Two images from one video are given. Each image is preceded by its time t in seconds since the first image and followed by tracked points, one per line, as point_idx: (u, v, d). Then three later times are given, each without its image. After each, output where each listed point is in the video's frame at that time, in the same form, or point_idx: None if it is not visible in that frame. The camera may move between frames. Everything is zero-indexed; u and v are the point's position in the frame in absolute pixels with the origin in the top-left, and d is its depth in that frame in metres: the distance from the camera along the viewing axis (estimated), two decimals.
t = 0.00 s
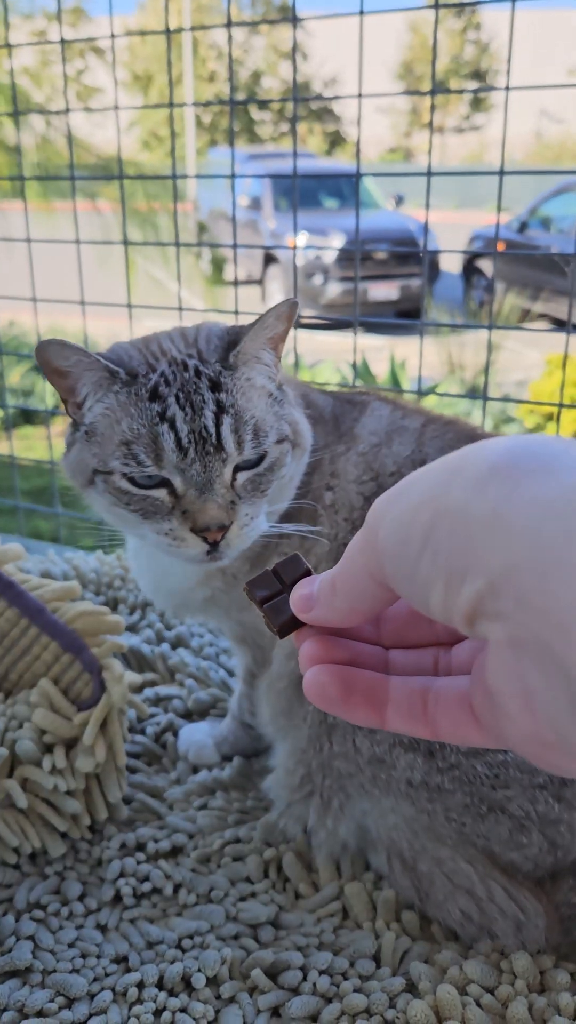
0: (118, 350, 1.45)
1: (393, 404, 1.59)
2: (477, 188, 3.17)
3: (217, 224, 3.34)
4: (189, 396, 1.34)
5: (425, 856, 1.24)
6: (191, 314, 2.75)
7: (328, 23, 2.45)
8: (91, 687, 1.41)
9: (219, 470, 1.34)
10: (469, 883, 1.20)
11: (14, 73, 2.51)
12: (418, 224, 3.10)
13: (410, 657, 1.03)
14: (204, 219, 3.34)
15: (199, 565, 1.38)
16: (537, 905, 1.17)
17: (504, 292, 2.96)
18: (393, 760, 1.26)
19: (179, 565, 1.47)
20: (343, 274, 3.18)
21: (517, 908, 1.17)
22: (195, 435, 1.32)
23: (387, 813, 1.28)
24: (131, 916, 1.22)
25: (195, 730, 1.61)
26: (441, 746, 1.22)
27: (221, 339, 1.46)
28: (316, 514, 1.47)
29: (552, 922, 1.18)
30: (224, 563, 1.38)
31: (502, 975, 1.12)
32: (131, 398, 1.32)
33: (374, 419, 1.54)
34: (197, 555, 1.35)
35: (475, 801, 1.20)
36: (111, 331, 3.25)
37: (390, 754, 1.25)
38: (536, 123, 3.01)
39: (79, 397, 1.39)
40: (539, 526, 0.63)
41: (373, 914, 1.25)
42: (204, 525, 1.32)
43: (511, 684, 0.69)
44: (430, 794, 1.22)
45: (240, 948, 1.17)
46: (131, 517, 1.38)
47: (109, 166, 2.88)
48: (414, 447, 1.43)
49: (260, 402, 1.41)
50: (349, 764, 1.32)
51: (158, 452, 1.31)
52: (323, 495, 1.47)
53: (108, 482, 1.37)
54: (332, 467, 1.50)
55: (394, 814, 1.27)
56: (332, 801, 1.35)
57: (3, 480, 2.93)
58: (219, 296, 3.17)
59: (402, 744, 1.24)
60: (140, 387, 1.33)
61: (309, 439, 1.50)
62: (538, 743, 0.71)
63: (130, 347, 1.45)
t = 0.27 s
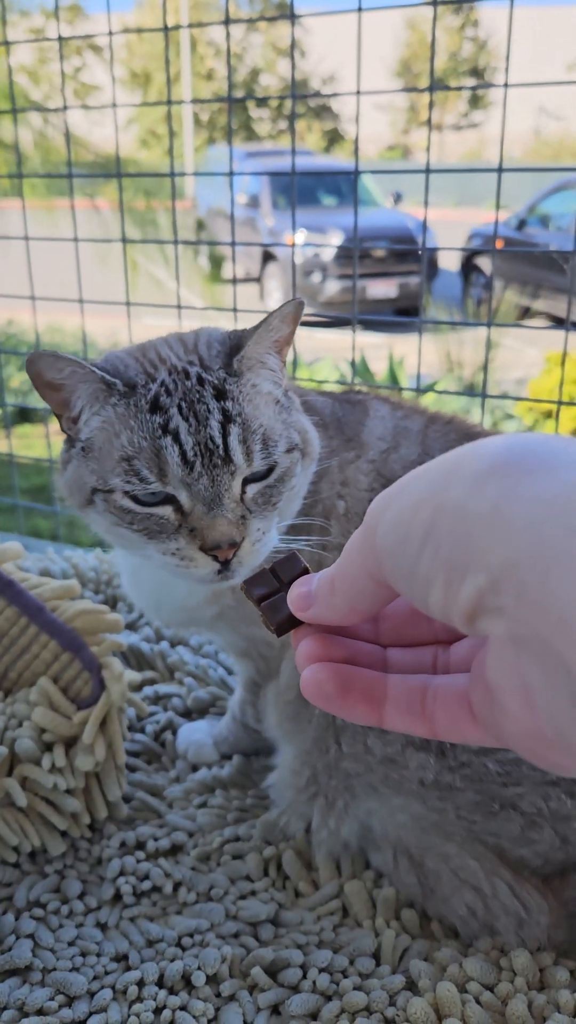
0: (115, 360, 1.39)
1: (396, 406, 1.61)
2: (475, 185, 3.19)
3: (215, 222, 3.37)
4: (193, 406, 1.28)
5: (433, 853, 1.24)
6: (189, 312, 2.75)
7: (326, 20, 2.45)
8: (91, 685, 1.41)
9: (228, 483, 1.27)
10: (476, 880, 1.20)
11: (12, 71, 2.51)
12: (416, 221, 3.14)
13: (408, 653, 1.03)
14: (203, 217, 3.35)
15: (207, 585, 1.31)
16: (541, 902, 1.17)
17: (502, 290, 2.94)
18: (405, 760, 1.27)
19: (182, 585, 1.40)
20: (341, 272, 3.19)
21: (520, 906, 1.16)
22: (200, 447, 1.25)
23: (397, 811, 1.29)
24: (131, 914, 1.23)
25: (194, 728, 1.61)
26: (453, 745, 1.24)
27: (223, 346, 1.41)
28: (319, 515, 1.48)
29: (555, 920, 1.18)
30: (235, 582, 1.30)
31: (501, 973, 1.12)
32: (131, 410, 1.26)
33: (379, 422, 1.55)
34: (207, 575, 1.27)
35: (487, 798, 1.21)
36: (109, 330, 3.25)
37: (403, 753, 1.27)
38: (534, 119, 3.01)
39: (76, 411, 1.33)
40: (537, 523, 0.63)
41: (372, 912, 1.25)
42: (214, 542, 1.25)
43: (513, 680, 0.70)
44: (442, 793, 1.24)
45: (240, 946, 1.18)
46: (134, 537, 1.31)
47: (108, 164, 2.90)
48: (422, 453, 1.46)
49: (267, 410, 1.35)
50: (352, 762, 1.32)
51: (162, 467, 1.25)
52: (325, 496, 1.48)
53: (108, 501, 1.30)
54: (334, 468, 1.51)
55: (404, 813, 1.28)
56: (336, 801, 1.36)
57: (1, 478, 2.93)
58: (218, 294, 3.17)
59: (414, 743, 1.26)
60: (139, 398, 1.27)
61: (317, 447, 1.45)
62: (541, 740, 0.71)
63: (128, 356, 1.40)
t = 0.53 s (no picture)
0: (120, 367, 1.38)
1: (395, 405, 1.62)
2: (472, 182, 3.21)
3: (213, 218, 3.38)
4: (203, 414, 1.28)
5: (438, 847, 1.24)
6: (187, 309, 2.75)
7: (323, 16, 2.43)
8: (89, 683, 1.41)
9: (238, 493, 1.27)
10: (480, 875, 1.20)
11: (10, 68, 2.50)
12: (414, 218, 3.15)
13: (400, 650, 1.03)
14: (201, 214, 3.34)
15: (214, 596, 1.30)
16: (541, 900, 1.18)
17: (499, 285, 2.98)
18: (410, 757, 1.26)
19: (184, 595, 1.38)
20: (339, 269, 3.18)
21: (520, 901, 1.17)
22: (210, 456, 1.25)
23: (402, 807, 1.28)
24: (129, 912, 1.22)
25: (192, 726, 1.61)
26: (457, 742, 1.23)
27: (231, 353, 1.40)
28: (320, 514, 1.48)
29: (555, 916, 1.18)
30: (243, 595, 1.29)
31: (499, 969, 1.12)
32: (137, 418, 1.25)
33: (380, 422, 1.56)
34: (215, 587, 1.26)
35: (490, 796, 1.20)
36: (107, 327, 3.24)
37: (406, 750, 1.26)
38: (533, 116, 3.00)
39: (77, 419, 1.31)
40: (530, 521, 0.63)
41: (371, 909, 1.25)
42: (223, 555, 1.23)
43: (504, 678, 0.70)
44: (446, 790, 1.23)
45: (238, 943, 1.17)
46: (140, 548, 1.29)
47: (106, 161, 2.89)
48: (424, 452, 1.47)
49: (277, 419, 1.35)
50: (352, 760, 1.32)
51: (170, 477, 1.24)
52: (325, 495, 1.49)
53: (113, 511, 1.29)
54: (333, 466, 1.51)
55: (410, 809, 1.27)
56: (338, 800, 1.36)
57: None
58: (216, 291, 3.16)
59: (418, 741, 1.25)
60: (145, 406, 1.26)
61: (325, 456, 1.45)
62: (531, 737, 0.72)
63: (133, 362, 1.39)
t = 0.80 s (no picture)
0: (125, 367, 1.37)
1: (396, 406, 1.63)
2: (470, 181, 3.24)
3: (214, 218, 3.35)
4: (210, 417, 1.27)
5: (437, 843, 1.24)
6: (186, 308, 2.75)
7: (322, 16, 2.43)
8: (88, 680, 1.41)
9: (242, 496, 1.28)
10: (479, 870, 1.22)
11: (9, 67, 2.49)
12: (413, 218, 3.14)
13: (395, 650, 1.04)
14: (200, 214, 3.34)
15: (215, 595, 1.32)
16: (540, 895, 1.18)
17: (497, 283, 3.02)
18: (409, 753, 1.27)
19: (184, 595, 1.39)
20: (338, 268, 3.19)
21: (519, 897, 1.18)
22: (216, 460, 1.25)
23: (402, 803, 1.28)
24: (128, 909, 1.23)
25: (191, 723, 1.61)
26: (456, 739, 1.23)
27: (238, 354, 1.39)
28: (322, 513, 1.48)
29: (554, 912, 1.17)
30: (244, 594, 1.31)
31: (497, 966, 1.12)
32: (142, 420, 1.24)
33: (382, 424, 1.57)
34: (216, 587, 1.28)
35: (489, 791, 1.21)
36: (106, 326, 3.24)
37: (405, 746, 1.26)
38: (531, 115, 3.00)
39: (78, 417, 1.30)
40: (523, 519, 0.63)
41: (369, 905, 1.25)
42: (226, 556, 1.25)
43: (498, 675, 0.71)
44: (444, 786, 1.23)
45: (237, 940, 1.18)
46: (142, 548, 1.30)
47: (106, 161, 2.90)
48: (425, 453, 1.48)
49: (283, 423, 1.35)
50: (352, 756, 1.33)
51: (176, 480, 1.23)
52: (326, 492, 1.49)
53: (116, 511, 1.29)
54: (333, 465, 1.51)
55: (409, 804, 1.27)
56: (336, 797, 1.37)
57: None
58: (215, 291, 3.17)
59: (418, 737, 1.25)
60: (149, 408, 1.25)
61: (326, 458, 1.46)
62: (526, 734, 0.72)
63: (139, 362, 1.38)
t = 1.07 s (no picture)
0: (126, 367, 1.38)
1: (398, 406, 1.63)
2: (468, 180, 3.24)
3: (212, 218, 3.35)
4: (211, 413, 1.28)
5: (439, 841, 1.25)
6: (185, 308, 2.75)
7: (322, 15, 2.44)
8: (88, 679, 1.41)
9: (247, 492, 1.27)
10: (481, 868, 1.22)
11: (8, 66, 2.49)
12: (412, 218, 3.14)
13: (398, 656, 1.03)
14: (199, 213, 3.33)
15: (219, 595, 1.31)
16: (541, 893, 1.18)
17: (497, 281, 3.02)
18: (413, 749, 1.27)
19: (187, 596, 1.38)
20: (337, 268, 3.19)
21: (520, 895, 1.18)
22: (219, 455, 1.24)
23: (405, 801, 1.28)
24: (128, 907, 1.23)
25: (190, 723, 1.61)
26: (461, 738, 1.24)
27: (241, 353, 1.40)
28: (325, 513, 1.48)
29: (555, 910, 1.18)
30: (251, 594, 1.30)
31: (497, 964, 1.13)
32: (141, 418, 1.25)
33: (385, 425, 1.57)
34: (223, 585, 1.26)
35: (494, 789, 1.21)
36: (105, 326, 3.24)
37: (409, 745, 1.27)
38: (530, 113, 2.99)
39: (78, 423, 1.31)
40: (526, 520, 0.63)
41: (369, 904, 1.25)
42: (232, 553, 1.23)
43: (502, 676, 0.71)
44: (449, 782, 1.24)
45: (237, 938, 1.18)
46: (147, 549, 1.29)
47: (105, 161, 2.90)
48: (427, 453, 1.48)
49: (287, 420, 1.36)
50: (354, 755, 1.33)
51: (178, 477, 1.23)
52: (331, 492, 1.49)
53: (118, 513, 1.28)
54: (336, 465, 1.51)
55: (412, 801, 1.27)
56: (339, 795, 1.36)
57: None
58: (214, 291, 3.17)
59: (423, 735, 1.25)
60: (149, 406, 1.25)
61: (331, 457, 1.46)
62: (530, 735, 0.72)
63: (140, 363, 1.39)
